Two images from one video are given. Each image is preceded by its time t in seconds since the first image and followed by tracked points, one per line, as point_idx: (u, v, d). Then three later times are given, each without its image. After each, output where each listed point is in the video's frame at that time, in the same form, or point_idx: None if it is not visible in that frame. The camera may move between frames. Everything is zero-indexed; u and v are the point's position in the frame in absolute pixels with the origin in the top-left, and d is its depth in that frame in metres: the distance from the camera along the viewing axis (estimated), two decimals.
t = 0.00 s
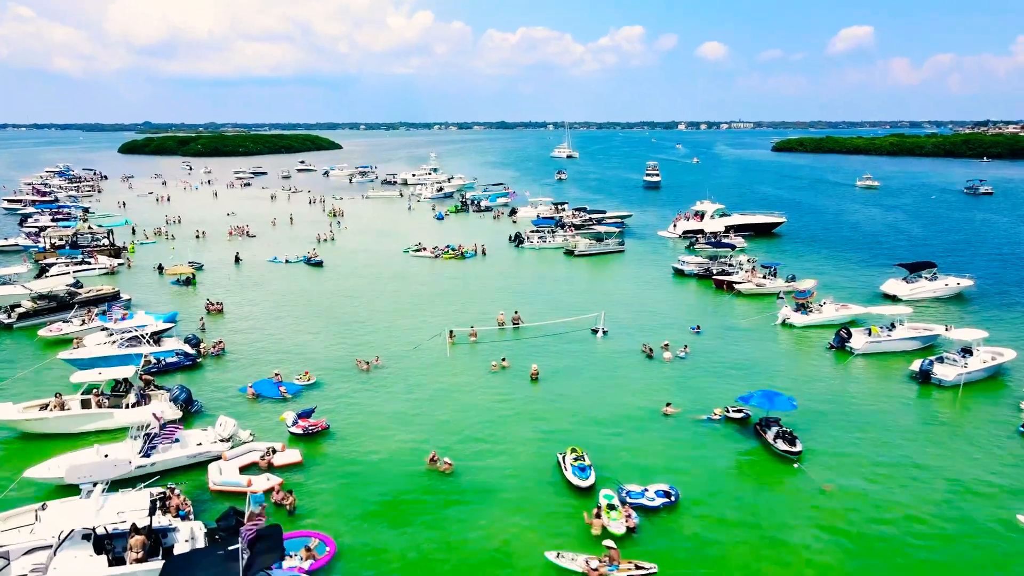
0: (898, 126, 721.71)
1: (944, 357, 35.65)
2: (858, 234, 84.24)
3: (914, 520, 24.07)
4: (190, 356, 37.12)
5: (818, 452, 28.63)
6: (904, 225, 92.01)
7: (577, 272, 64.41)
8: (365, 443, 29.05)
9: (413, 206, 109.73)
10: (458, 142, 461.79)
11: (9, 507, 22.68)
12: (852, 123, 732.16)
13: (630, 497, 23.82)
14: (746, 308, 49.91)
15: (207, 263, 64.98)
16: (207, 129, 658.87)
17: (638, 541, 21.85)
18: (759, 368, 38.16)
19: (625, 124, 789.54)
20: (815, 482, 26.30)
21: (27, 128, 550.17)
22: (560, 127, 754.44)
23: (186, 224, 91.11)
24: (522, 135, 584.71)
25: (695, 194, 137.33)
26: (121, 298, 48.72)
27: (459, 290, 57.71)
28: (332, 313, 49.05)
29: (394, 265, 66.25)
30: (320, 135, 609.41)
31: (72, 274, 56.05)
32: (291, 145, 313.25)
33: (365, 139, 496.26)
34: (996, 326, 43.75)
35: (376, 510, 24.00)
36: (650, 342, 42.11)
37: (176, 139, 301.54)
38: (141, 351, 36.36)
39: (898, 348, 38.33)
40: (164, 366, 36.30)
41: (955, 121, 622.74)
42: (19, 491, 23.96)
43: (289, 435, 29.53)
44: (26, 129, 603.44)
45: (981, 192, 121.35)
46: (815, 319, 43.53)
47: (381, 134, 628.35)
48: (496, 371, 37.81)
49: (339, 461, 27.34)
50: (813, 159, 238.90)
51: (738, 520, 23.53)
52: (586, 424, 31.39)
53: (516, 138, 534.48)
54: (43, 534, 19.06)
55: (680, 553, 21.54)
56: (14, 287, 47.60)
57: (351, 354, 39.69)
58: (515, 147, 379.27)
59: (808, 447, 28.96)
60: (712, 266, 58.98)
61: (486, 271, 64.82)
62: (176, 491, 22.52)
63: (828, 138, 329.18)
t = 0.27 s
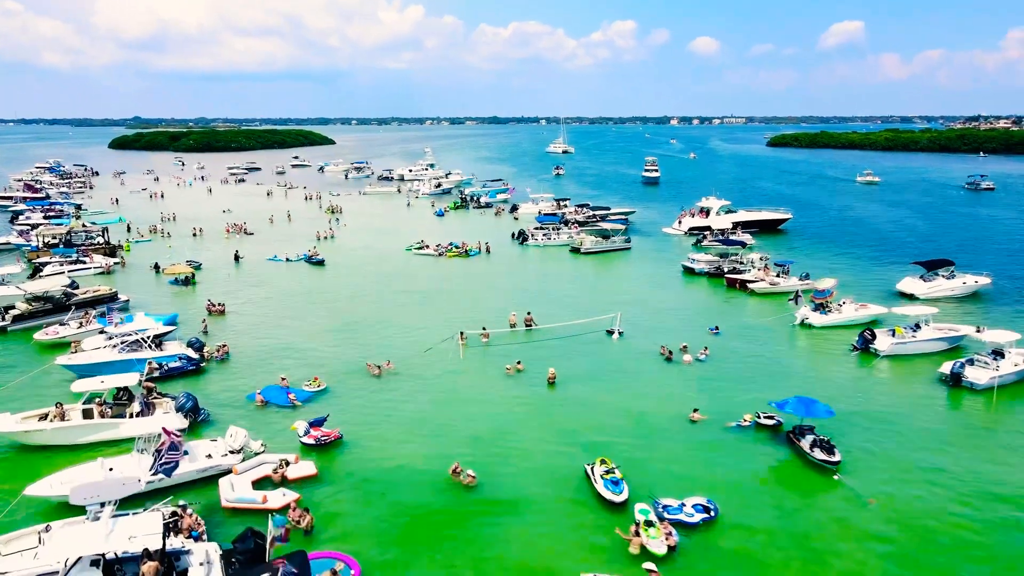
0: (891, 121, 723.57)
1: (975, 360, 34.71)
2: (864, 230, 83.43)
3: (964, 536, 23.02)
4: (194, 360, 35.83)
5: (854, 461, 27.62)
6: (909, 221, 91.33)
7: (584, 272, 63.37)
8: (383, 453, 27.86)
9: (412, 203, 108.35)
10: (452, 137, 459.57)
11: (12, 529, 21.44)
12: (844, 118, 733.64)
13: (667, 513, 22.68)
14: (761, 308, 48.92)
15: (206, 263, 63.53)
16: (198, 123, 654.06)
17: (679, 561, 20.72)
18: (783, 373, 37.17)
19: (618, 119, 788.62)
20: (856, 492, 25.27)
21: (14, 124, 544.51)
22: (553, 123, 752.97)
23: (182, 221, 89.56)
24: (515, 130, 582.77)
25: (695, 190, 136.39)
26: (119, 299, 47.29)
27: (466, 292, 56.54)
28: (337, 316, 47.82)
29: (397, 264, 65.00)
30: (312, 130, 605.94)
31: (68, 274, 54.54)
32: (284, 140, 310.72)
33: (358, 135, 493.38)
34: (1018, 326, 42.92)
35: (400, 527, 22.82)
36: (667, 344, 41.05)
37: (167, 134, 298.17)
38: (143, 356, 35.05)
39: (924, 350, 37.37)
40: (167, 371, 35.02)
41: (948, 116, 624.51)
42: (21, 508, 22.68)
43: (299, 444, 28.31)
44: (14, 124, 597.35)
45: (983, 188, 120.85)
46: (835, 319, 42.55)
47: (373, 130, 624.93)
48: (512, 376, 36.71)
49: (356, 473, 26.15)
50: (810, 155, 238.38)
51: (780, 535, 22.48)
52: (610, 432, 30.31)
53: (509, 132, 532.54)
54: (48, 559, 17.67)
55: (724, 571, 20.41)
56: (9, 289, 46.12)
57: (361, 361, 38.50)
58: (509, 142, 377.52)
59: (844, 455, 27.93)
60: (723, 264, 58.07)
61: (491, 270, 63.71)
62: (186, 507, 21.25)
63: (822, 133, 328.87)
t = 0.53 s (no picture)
0: (883, 116, 724.96)
1: (1009, 363, 33.79)
2: (871, 227, 82.64)
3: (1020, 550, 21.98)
4: (198, 365, 34.56)
5: (894, 469, 26.57)
6: (914, 217, 90.60)
7: (591, 271, 62.34)
8: (401, 465, 26.62)
9: (411, 199, 106.96)
10: (446, 132, 457.19)
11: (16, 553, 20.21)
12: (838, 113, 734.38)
13: (710, 530, 21.49)
14: (776, 307, 47.88)
15: (205, 262, 62.10)
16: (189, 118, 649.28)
17: None
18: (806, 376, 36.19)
19: (612, 114, 787.24)
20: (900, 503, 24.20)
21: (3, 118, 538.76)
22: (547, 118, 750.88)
23: (178, 219, 88.00)
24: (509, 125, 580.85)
25: (695, 186, 135.43)
26: (117, 300, 45.87)
27: (473, 293, 55.36)
28: (343, 318, 46.57)
29: (400, 263, 63.69)
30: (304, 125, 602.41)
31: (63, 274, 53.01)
32: (277, 135, 307.94)
33: (350, 130, 490.29)
34: None
35: (427, 546, 21.60)
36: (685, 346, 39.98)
37: (158, 129, 294.95)
38: (146, 362, 33.73)
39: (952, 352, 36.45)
40: (170, 378, 33.74)
41: (940, 110, 625.99)
42: (23, 529, 21.41)
43: (314, 456, 26.80)
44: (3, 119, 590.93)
45: (985, 184, 120.20)
46: (857, 319, 41.51)
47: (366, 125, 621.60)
48: (528, 381, 35.54)
49: (375, 487, 24.92)
50: (806, 150, 237.68)
51: (827, 551, 21.38)
52: (635, 440, 29.18)
53: (503, 127, 530.70)
54: None
55: None
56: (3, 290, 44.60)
57: (370, 366, 37.25)
58: (503, 137, 375.56)
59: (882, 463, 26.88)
60: (734, 261, 57.03)
61: (497, 269, 62.55)
62: (197, 527, 19.93)
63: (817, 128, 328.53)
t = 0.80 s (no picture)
0: (877, 111, 725.91)
1: None
2: (878, 223, 81.72)
3: None
4: (204, 372, 33.33)
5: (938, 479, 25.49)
6: (920, 213, 89.74)
7: (600, 271, 61.22)
8: (423, 477, 25.42)
9: (410, 196, 105.49)
10: (439, 128, 454.71)
11: None
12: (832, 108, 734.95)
13: (759, 551, 20.30)
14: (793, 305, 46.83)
15: (204, 261, 60.57)
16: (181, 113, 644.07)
17: None
18: (833, 379, 35.09)
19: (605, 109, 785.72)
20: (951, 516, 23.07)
21: None
22: (540, 113, 748.51)
23: (174, 216, 86.30)
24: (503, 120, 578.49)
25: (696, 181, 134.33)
26: (116, 301, 44.40)
27: (481, 293, 54.11)
28: (350, 321, 45.27)
29: (404, 263, 62.37)
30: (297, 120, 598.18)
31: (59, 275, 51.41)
32: (270, 130, 305.15)
33: (344, 125, 487.11)
34: None
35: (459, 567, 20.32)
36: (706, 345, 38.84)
37: (150, 124, 291.54)
38: (150, 368, 32.39)
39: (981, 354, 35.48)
40: (176, 385, 32.47)
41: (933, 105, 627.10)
42: (27, 554, 20.08)
43: (330, 470, 25.40)
44: None
45: (987, 179, 119.48)
46: (880, 320, 40.43)
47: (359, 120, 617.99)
48: (548, 386, 34.36)
49: (398, 502, 23.68)
50: (803, 145, 236.80)
51: (881, 570, 20.24)
52: (664, 447, 28.04)
53: (497, 122, 528.48)
54: None
55: None
56: None
57: (382, 371, 35.99)
58: (498, 133, 373.34)
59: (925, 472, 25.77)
60: (747, 259, 55.90)
61: (503, 269, 61.34)
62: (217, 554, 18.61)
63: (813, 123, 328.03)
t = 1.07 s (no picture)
0: (870, 106, 726.87)
1: None
2: (886, 219, 80.84)
3: None
4: (211, 380, 32.07)
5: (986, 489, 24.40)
6: (927, 209, 88.88)
7: (608, 271, 60.24)
8: (449, 493, 24.22)
9: (410, 192, 104.14)
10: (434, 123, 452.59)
11: None
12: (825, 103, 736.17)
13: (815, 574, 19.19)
14: (812, 305, 45.73)
15: (203, 261, 59.19)
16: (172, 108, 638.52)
17: None
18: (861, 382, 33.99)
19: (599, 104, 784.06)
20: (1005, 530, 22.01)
21: None
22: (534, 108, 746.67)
23: (171, 214, 84.65)
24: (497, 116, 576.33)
25: (697, 177, 133.35)
26: (115, 303, 42.96)
27: (489, 296, 52.92)
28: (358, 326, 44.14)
29: (409, 264, 61.10)
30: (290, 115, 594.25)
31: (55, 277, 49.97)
32: (264, 126, 302.60)
33: (337, 120, 484.20)
34: None
35: None
36: (727, 348, 37.71)
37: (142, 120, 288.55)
38: (154, 376, 31.03)
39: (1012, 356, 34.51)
40: (181, 394, 31.21)
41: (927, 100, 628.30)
42: None
43: (348, 487, 24.04)
44: None
45: (990, 174, 118.85)
46: (905, 322, 39.35)
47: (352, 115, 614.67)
48: (569, 391, 33.17)
49: (425, 520, 22.45)
50: (800, 141, 236.01)
51: None
52: (696, 456, 26.92)
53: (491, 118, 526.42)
54: None
55: None
56: None
57: (395, 377, 34.75)
58: (493, 128, 371.56)
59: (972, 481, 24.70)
60: (760, 257, 54.81)
61: (510, 270, 60.31)
62: None
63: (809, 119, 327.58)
